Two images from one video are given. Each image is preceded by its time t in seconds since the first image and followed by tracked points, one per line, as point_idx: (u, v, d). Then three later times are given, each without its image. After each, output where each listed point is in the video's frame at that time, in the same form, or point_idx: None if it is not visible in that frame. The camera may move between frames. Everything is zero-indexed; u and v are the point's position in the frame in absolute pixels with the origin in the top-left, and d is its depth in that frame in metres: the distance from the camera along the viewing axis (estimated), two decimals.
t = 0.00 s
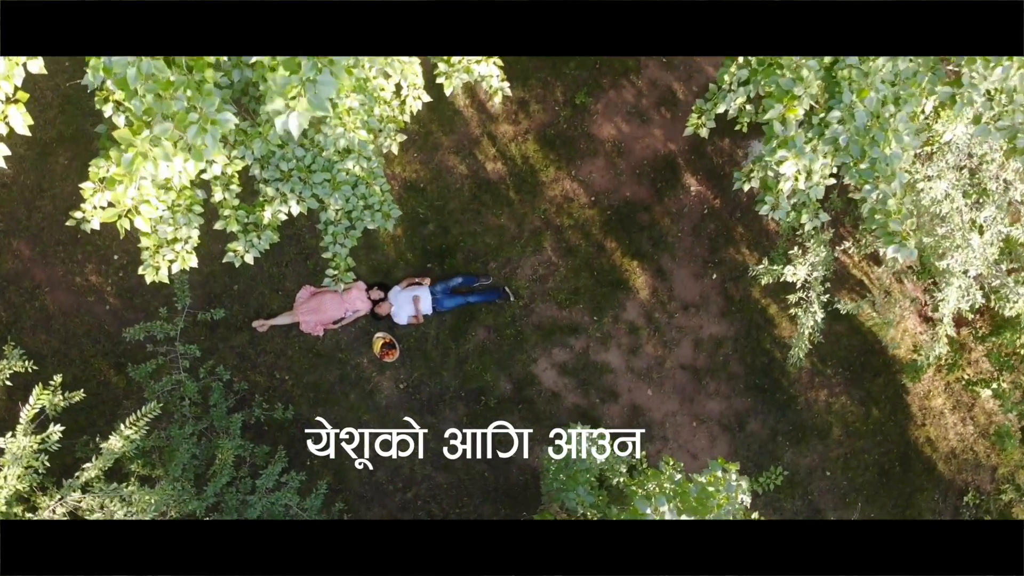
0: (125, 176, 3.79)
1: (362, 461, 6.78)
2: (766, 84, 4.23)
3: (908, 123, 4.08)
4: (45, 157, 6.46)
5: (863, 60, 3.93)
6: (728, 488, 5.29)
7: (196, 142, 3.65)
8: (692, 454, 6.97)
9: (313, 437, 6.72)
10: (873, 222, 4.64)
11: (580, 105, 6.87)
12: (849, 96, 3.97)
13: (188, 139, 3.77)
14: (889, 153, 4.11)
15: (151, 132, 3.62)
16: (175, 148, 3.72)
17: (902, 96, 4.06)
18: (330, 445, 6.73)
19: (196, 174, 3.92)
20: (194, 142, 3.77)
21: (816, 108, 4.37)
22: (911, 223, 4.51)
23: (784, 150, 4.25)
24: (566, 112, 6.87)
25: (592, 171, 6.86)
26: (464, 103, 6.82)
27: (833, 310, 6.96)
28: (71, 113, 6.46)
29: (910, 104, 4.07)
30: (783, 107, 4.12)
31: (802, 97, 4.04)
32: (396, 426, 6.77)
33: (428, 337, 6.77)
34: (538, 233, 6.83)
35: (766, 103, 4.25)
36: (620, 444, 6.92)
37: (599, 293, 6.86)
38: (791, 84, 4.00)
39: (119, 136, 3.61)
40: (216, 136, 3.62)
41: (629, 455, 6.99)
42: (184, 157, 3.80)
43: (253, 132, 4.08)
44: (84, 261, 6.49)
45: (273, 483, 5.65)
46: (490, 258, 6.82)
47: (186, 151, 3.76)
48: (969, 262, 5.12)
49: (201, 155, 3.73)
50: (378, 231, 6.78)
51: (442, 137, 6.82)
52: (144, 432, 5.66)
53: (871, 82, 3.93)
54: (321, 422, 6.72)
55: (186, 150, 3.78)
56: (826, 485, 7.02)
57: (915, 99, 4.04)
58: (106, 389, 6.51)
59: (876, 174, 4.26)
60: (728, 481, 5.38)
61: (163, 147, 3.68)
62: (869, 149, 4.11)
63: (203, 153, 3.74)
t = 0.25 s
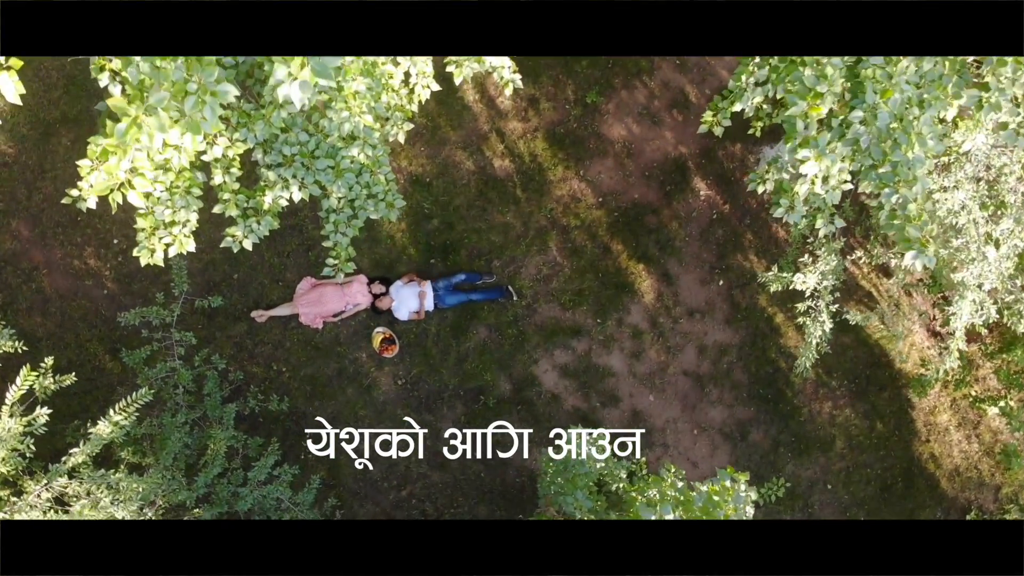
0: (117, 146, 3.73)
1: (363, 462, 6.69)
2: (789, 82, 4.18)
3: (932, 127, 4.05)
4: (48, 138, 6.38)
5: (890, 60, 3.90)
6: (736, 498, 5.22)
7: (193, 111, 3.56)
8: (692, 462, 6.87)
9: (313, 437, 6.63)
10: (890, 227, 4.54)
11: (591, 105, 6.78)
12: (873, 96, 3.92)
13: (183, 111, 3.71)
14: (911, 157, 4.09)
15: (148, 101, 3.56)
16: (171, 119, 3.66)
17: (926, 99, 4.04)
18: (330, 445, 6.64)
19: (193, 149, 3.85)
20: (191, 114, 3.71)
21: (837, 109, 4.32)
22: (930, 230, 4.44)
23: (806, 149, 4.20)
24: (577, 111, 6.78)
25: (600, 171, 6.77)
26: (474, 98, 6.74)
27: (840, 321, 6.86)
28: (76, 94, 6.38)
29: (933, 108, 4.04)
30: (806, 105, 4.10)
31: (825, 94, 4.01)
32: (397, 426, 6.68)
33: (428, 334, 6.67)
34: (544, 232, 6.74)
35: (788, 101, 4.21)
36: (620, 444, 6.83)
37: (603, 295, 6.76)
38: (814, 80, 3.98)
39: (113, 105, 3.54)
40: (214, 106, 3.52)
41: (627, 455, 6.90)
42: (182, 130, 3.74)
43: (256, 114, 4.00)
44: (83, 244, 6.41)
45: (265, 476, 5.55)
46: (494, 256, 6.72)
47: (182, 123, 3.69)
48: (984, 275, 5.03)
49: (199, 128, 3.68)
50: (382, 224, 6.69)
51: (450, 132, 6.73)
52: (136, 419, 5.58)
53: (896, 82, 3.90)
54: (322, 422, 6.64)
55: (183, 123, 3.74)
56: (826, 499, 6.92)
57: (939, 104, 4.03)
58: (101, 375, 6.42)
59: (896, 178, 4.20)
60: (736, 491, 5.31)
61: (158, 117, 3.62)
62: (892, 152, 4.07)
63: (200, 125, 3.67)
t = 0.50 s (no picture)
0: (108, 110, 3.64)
1: (358, 456, 6.58)
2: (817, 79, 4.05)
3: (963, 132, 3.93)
4: (53, 115, 6.29)
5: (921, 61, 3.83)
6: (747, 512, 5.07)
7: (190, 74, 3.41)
8: (693, 471, 6.75)
9: (313, 437, 6.53)
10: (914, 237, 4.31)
11: (605, 104, 6.67)
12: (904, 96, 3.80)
13: (179, 75, 3.58)
14: (941, 162, 3.93)
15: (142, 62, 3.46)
16: (165, 83, 3.53)
17: (957, 104, 3.95)
18: (325, 438, 6.54)
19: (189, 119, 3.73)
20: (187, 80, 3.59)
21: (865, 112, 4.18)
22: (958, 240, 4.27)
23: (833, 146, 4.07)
24: (590, 110, 6.67)
25: (611, 172, 6.66)
26: (486, 93, 6.64)
27: (849, 335, 6.74)
28: (83, 72, 6.29)
29: (964, 114, 3.95)
30: (835, 101, 3.94)
31: (855, 91, 3.87)
32: (396, 425, 6.58)
33: (430, 330, 6.57)
34: (552, 231, 6.63)
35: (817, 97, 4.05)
36: (619, 444, 6.73)
37: (609, 298, 6.65)
38: (845, 76, 3.87)
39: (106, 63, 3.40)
40: (210, 73, 3.37)
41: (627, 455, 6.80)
42: (176, 96, 3.62)
43: (260, 92, 3.88)
44: (84, 224, 6.31)
45: (257, 467, 5.44)
46: (500, 253, 6.61)
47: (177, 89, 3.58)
48: (1002, 292, 4.92)
49: (193, 94, 3.54)
50: (388, 217, 6.59)
51: (461, 126, 6.62)
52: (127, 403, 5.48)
53: (927, 84, 3.81)
54: (320, 419, 6.53)
55: (178, 89, 3.60)
56: (828, 514, 6.80)
57: (971, 109, 3.93)
58: (96, 357, 6.32)
59: (924, 185, 4.02)
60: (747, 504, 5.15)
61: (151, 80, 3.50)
62: (921, 156, 3.93)
63: (195, 91, 3.55)
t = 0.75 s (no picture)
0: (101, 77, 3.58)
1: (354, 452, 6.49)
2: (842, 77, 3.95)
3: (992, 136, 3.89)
4: (58, 96, 6.22)
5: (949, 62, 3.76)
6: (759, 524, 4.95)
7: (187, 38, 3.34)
8: (694, 479, 6.65)
9: (313, 437, 6.45)
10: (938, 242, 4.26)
11: (617, 104, 6.58)
12: (932, 96, 3.72)
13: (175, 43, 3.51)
14: (968, 166, 3.89)
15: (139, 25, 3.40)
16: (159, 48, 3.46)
17: (985, 107, 3.90)
18: (322, 433, 6.45)
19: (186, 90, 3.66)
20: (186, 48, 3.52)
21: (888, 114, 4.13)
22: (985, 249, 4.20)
23: (856, 146, 4.00)
24: (602, 110, 6.58)
25: (621, 172, 6.57)
26: (497, 88, 6.56)
27: (856, 346, 6.64)
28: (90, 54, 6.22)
29: (992, 117, 3.90)
30: (860, 99, 3.87)
31: (881, 90, 3.79)
32: (394, 422, 6.49)
33: (431, 326, 6.48)
34: (559, 231, 6.54)
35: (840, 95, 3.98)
36: (620, 450, 6.64)
37: (614, 300, 6.55)
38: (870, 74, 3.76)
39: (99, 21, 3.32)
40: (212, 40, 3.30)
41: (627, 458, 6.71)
42: (171, 65, 3.55)
43: (266, 74, 3.81)
44: (85, 207, 6.24)
45: (250, 459, 5.36)
46: (505, 251, 6.52)
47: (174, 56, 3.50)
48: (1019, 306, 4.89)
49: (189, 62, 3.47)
50: (393, 210, 6.51)
51: (470, 121, 6.54)
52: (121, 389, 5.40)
53: (956, 85, 3.73)
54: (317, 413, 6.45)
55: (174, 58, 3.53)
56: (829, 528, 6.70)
57: (999, 113, 3.88)
58: (93, 342, 6.24)
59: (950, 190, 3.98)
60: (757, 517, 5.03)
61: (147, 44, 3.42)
62: (948, 159, 3.87)
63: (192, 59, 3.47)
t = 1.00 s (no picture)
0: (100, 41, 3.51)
1: (352, 448, 6.39)
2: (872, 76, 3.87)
3: None
4: (66, 75, 6.14)
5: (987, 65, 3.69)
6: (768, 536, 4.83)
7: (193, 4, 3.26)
8: (695, 489, 6.54)
9: (311, 433, 6.35)
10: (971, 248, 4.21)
11: (632, 105, 6.48)
12: (968, 99, 3.63)
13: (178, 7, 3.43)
14: (1003, 173, 3.78)
15: None
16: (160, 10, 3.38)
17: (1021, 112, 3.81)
18: (320, 427, 6.36)
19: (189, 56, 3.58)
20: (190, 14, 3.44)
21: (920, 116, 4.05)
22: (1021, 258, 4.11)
23: (884, 149, 3.93)
24: (616, 110, 6.48)
25: (634, 174, 6.46)
26: (511, 84, 6.47)
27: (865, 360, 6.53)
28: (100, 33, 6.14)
29: None
30: (891, 100, 3.78)
31: (914, 90, 3.70)
32: (393, 419, 6.39)
33: (435, 323, 6.38)
34: (568, 232, 6.44)
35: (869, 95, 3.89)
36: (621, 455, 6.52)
37: (621, 304, 6.45)
38: (903, 74, 3.67)
39: None
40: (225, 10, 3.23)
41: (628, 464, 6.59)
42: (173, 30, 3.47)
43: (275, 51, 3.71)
44: (89, 188, 6.16)
45: (244, 450, 5.26)
46: (512, 250, 6.42)
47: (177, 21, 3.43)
48: None
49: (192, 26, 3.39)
50: (401, 204, 6.41)
51: (482, 117, 6.44)
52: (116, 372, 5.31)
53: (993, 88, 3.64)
54: (315, 406, 6.35)
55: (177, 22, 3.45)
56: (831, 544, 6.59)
57: None
58: (91, 325, 6.16)
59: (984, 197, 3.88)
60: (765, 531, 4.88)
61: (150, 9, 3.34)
62: (982, 164, 3.78)
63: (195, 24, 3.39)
